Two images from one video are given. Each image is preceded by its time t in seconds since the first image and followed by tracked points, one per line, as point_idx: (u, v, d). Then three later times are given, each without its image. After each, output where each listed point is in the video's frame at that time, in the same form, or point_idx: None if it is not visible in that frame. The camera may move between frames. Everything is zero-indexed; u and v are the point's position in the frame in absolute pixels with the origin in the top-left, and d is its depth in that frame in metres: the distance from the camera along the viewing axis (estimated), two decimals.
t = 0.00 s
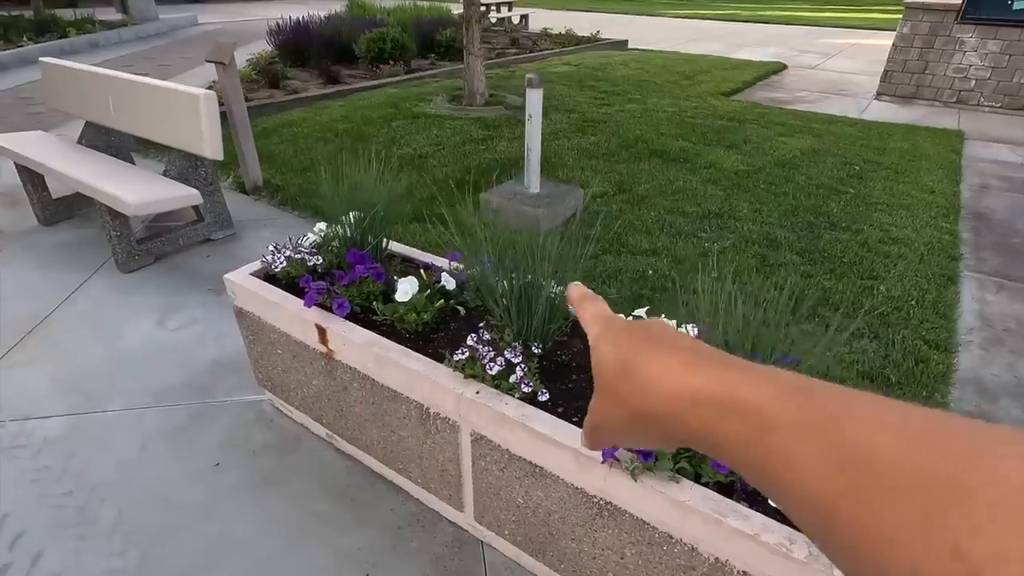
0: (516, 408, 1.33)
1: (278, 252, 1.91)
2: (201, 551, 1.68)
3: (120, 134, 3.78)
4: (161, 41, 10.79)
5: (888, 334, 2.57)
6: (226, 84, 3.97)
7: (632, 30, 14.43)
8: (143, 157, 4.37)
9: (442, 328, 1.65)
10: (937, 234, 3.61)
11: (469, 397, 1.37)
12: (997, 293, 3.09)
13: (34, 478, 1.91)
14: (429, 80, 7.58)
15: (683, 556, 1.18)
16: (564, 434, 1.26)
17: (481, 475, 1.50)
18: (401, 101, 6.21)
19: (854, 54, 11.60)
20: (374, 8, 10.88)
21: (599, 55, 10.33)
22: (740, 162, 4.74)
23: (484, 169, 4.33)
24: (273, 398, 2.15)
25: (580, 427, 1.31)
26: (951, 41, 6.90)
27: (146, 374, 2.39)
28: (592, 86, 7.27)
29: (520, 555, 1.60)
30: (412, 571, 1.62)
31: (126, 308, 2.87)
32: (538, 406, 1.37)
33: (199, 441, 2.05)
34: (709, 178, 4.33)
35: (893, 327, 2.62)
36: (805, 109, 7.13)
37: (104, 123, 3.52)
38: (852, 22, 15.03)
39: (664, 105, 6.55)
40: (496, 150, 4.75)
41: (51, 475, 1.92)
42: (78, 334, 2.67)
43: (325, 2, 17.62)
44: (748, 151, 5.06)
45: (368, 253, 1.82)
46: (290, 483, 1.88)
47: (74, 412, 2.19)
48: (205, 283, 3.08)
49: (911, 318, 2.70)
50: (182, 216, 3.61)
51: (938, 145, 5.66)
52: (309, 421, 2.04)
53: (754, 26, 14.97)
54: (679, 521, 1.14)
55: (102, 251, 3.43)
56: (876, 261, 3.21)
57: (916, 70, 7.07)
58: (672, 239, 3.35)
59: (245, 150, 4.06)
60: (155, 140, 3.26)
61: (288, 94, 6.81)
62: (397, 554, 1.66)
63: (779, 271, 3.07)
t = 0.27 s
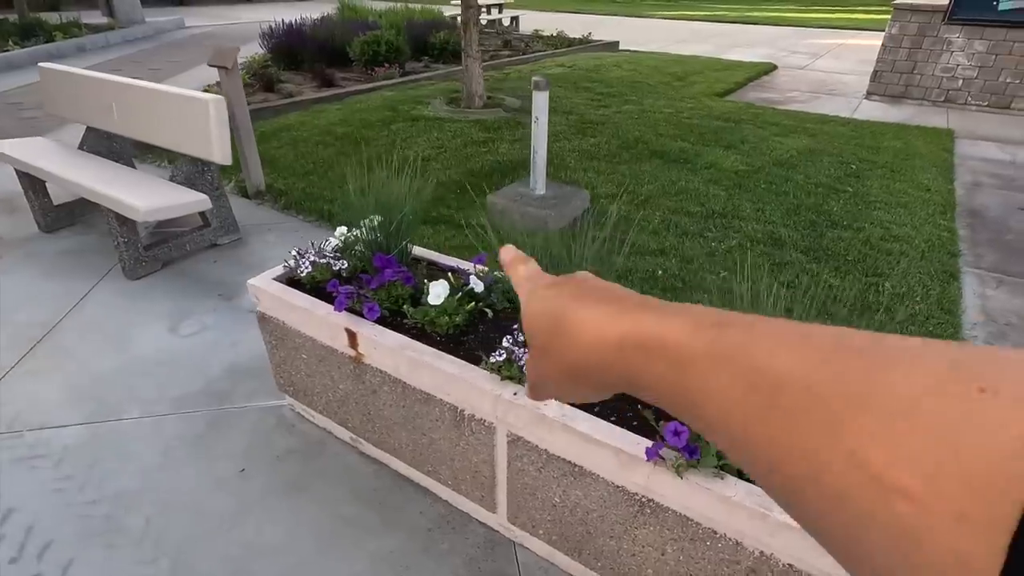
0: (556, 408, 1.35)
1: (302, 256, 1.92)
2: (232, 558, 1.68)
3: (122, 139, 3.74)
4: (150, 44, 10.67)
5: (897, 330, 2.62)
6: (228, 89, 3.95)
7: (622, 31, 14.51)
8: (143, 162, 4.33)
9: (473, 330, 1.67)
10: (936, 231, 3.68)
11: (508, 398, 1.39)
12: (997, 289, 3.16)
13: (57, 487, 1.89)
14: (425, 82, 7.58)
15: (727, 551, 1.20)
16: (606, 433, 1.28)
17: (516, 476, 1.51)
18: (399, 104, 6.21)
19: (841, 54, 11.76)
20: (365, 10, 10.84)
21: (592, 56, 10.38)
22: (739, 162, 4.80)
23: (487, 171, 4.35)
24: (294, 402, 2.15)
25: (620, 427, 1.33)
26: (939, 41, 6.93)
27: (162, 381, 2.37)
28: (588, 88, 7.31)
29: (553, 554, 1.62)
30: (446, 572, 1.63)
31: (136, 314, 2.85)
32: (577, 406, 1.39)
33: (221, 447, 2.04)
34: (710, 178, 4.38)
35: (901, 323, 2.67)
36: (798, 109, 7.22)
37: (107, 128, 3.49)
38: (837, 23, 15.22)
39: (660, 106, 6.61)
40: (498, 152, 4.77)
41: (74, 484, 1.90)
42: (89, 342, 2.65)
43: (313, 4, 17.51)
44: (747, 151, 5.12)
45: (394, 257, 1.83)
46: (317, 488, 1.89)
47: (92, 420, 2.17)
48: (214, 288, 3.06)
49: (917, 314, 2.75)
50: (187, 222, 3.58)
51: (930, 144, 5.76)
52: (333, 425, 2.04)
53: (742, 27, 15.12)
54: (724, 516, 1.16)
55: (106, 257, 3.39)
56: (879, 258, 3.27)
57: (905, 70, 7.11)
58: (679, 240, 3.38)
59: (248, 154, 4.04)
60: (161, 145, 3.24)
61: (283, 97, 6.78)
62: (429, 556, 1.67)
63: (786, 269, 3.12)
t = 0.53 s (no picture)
0: (573, 408, 1.35)
1: (308, 260, 1.91)
2: (243, 565, 1.66)
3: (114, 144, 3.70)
4: (135, 48, 10.54)
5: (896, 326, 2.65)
6: (222, 92, 3.92)
7: (610, 33, 14.57)
8: (135, 166, 4.28)
9: (484, 332, 1.66)
10: (929, 228, 3.74)
11: (523, 399, 1.39)
12: (990, 284, 3.21)
13: (60, 498, 1.86)
14: (417, 85, 7.57)
15: (747, 548, 1.21)
16: (624, 433, 1.28)
17: (530, 476, 1.51)
18: (392, 107, 6.19)
19: (827, 55, 11.90)
20: (354, 13, 10.79)
21: (582, 58, 10.41)
22: (733, 162, 4.84)
23: (483, 173, 4.35)
24: (300, 407, 2.13)
25: (637, 426, 1.33)
26: (924, 42, 7.00)
27: (163, 388, 2.34)
28: (580, 90, 7.33)
29: (567, 554, 1.61)
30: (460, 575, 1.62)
31: (133, 321, 2.81)
32: (592, 406, 1.39)
33: (227, 454, 2.02)
34: (706, 179, 4.41)
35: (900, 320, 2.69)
36: (787, 109, 7.29)
37: (100, 132, 3.44)
38: (822, 25, 15.40)
39: (652, 107, 6.65)
40: (493, 154, 4.77)
41: (78, 494, 1.88)
42: (87, 349, 2.61)
43: (300, 7, 17.41)
44: (740, 151, 5.16)
45: (402, 260, 1.83)
46: (326, 494, 1.87)
47: (93, 429, 2.14)
48: (212, 294, 3.03)
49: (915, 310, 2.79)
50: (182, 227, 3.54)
51: (918, 142, 5.84)
52: (340, 429, 2.02)
53: (728, 28, 15.24)
54: (744, 512, 1.17)
55: (101, 263, 3.35)
56: (875, 256, 3.31)
57: (891, 70, 7.19)
58: (677, 240, 3.40)
59: (243, 158, 4.01)
60: (156, 149, 3.21)
61: (274, 101, 6.74)
62: (443, 560, 1.66)
63: (784, 268, 3.14)
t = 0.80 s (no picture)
0: (572, 404, 1.36)
1: (302, 261, 1.90)
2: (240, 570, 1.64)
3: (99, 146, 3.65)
4: (118, 49, 10.41)
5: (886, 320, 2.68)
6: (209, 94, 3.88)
7: (597, 33, 14.64)
8: (121, 169, 4.23)
9: (480, 331, 1.66)
10: (914, 224, 3.79)
11: (522, 396, 1.39)
12: (975, 277, 3.26)
13: (51, 505, 1.83)
14: (405, 86, 7.55)
15: (747, 540, 1.22)
16: (623, 428, 1.29)
17: (529, 473, 1.51)
18: (380, 108, 6.17)
19: (810, 54, 12.05)
20: (340, 13, 10.74)
21: (569, 58, 10.45)
22: (721, 160, 4.88)
23: (474, 173, 4.35)
24: (294, 409, 2.11)
25: (636, 420, 1.34)
26: (905, 41, 7.09)
27: (155, 392, 2.31)
28: (568, 89, 7.35)
29: (566, 551, 1.62)
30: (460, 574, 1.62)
31: (122, 326, 2.78)
32: (591, 402, 1.39)
33: (222, 458, 2.00)
34: (695, 176, 4.45)
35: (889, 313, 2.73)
36: (773, 107, 7.37)
37: (85, 135, 3.39)
38: (805, 24, 15.59)
39: (640, 106, 6.69)
40: (483, 154, 4.77)
41: (69, 501, 1.85)
42: (75, 355, 2.57)
43: (285, 8, 17.29)
44: (728, 149, 5.21)
45: (397, 260, 1.82)
46: (323, 496, 1.86)
47: (83, 435, 2.11)
48: (202, 297, 3.00)
49: (904, 304, 2.83)
50: (170, 230, 3.50)
51: (902, 139, 5.93)
52: (336, 431, 2.01)
53: (713, 28, 15.37)
54: (743, 504, 1.18)
55: (87, 268, 3.30)
56: (863, 251, 3.35)
57: (874, 69, 7.29)
58: (669, 237, 3.42)
59: (231, 160, 3.97)
60: (143, 151, 3.17)
61: (261, 102, 6.68)
62: (442, 560, 1.66)
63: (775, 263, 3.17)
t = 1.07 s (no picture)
0: (561, 387, 1.39)
1: (291, 255, 1.91)
2: (236, 562, 1.65)
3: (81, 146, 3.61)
4: (96, 50, 10.26)
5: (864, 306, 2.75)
6: (193, 92, 3.86)
7: (581, 31, 14.69)
8: (103, 169, 4.19)
9: (470, 320, 1.69)
10: (892, 214, 3.89)
11: (512, 380, 1.42)
12: (950, 265, 3.35)
13: (43, 503, 1.83)
14: (390, 84, 7.54)
15: (731, 513, 1.26)
16: (611, 408, 1.33)
17: (520, 458, 1.55)
18: (366, 106, 6.17)
19: (790, 50, 12.21)
20: (323, 12, 10.68)
21: (553, 56, 10.49)
22: (705, 154, 4.95)
23: (460, 169, 4.37)
24: (286, 403, 2.13)
25: (623, 401, 1.38)
26: (882, 36, 7.22)
27: (144, 391, 2.31)
28: (553, 86, 7.40)
29: (558, 534, 1.65)
30: (455, 559, 1.65)
31: (109, 325, 2.76)
32: (580, 385, 1.43)
33: (214, 453, 2.01)
34: (679, 171, 4.51)
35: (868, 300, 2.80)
36: (755, 103, 7.48)
37: (67, 134, 3.36)
38: (785, 21, 15.79)
39: (624, 102, 6.75)
40: (470, 151, 4.79)
41: (61, 499, 1.85)
42: (61, 355, 2.56)
43: (266, 8, 17.13)
44: (711, 144, 5.28)
45: (386, 251, 1.84)
46: (316, 488, 1.88)
47: (73, 434, 2.10)
48: (190, 296, 2.99)
49: (882, 291, 2.90)
50: (156, 230, 3.48)
51: (880, 132, 6.05)
52: (328, 423, 2.03)
53: (696, 26, 15.52)
54: (727, 478, 1.22)
55: (71, 269, 3.27)
56: (842, 240, 3.43)
57: (852, 64, 7.42)
58: (654, 230, 3.47)
59: (216, 159, 3.96)
60: (127, 150, 3.15)
61: (244, 102, 6.64)
62: (436, 546, 1.69)
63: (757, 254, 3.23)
